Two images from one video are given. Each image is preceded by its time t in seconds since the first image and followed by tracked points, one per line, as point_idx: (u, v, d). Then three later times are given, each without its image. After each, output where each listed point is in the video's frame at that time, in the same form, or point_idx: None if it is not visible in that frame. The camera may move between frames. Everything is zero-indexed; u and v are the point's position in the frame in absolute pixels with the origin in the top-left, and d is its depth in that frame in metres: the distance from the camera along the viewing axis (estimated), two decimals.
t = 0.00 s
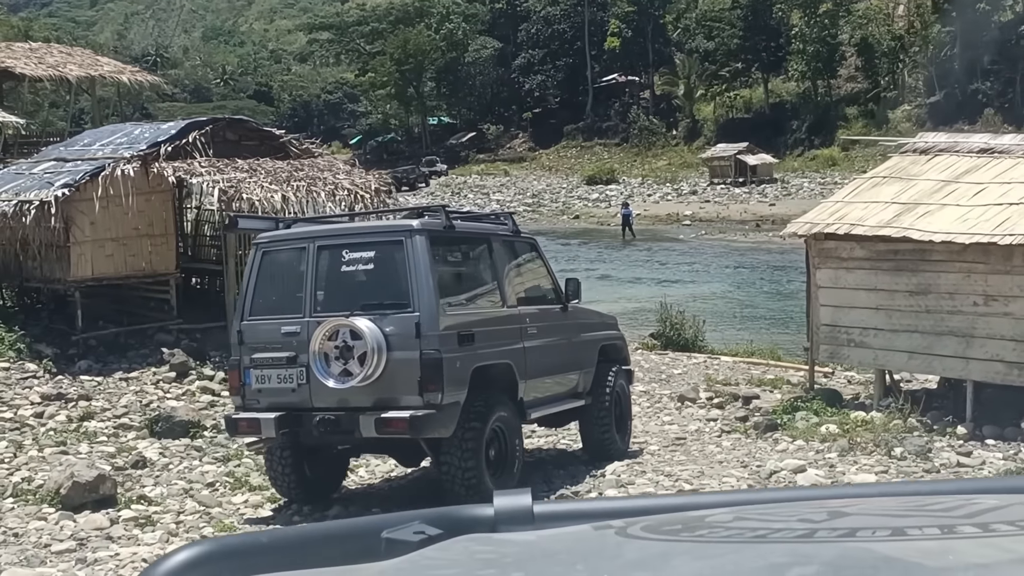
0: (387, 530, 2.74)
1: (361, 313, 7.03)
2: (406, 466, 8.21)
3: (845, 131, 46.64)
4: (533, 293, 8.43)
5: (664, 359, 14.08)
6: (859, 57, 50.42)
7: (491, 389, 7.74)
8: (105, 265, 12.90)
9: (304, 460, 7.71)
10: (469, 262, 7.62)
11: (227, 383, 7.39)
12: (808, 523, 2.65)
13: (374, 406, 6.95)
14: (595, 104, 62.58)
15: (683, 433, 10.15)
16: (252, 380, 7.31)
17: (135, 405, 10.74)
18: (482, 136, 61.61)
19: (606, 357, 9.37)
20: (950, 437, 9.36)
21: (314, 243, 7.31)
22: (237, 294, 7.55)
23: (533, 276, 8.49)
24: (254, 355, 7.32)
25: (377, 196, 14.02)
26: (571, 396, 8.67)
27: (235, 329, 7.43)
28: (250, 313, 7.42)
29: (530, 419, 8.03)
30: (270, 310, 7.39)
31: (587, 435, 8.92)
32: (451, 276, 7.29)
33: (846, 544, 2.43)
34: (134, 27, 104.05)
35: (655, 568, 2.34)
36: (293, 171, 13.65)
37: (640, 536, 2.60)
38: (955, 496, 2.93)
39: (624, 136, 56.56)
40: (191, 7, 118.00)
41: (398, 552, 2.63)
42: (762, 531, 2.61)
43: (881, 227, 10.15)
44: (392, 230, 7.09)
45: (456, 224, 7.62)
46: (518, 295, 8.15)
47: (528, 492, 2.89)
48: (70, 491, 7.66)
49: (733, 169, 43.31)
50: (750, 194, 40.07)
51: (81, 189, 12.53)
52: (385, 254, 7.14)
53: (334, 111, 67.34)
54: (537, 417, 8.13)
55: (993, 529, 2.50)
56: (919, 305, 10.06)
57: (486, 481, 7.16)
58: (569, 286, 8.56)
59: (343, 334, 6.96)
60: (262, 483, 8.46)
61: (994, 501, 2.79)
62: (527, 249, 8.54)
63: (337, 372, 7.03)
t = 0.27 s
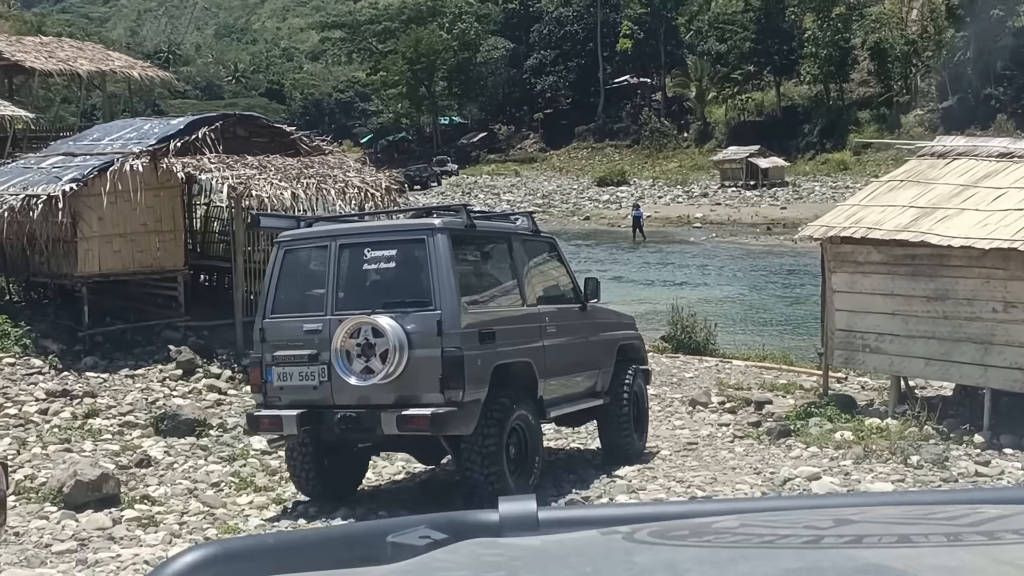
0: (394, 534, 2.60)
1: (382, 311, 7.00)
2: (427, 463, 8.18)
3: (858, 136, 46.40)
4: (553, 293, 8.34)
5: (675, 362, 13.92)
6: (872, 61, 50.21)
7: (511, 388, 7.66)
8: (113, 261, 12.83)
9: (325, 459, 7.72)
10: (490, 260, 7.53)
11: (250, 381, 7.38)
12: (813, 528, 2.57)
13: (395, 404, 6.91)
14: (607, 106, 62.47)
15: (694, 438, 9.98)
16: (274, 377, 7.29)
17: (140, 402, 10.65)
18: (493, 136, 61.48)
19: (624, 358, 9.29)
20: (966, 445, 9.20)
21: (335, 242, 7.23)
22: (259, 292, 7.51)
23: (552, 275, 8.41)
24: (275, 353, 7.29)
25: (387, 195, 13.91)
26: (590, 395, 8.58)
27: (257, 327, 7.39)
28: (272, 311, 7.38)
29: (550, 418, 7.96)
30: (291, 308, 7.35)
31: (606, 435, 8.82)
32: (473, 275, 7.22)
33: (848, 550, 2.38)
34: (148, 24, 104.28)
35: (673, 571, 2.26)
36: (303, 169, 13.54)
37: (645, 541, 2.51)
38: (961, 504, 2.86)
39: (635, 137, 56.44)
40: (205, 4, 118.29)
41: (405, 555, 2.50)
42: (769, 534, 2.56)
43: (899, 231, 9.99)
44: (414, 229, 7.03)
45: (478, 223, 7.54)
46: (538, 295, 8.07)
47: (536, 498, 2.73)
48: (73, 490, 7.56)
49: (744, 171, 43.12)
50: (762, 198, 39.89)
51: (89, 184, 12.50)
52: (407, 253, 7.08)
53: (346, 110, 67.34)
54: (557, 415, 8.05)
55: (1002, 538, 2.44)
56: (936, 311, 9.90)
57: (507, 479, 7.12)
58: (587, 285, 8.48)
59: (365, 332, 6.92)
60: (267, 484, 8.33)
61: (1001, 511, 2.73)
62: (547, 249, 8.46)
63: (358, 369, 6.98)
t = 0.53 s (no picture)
0: (414, 522, 2.53)
1: (414, 310, 6.96)
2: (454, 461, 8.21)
3: (869, 130, 46.05)
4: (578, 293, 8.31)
5: (690, 361, 13.77)
6: (883, 55, 49.88)
7: (538, 387, 7.65)
8: (122, 265, 12.77)
9: (354, 461, 7.77)
10: (519, 260, 7.49)
11: (279, 382, 7.29)
12: (845, 511, 2.52)
13: (429, 403, 6.87)
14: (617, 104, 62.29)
15: (711, 438, 9.83)
16: (304, 378, 7.21)
17: (152, 407, 10.56)
18: (502, 135, 61.25)
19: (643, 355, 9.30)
20: (989, 442, 9.01)
21: (365, 242, 7.19)
22: (287, 294, 7.43)
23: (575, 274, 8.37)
24: (306, 353, 7.22)
25: (398, 196, 13.83)
26: (613, 392, 8.58)
27: (287, 328, 7.31)
28: (301, 312, 7.30)
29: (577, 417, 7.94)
30: (321, 309, 7.29)
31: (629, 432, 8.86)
32: (503, 275, 7.19)
33: (881, 530, 2.33)
34: (157, 29, 104.39)
35: (707, 553, 2.20)
36: (313, 170, 13.45)
37: (672, 523, 2.45)
38: (995, 486, 2.76)
39: (645, 135, 56.24)
40: (212, 8, 118.38)
41: (425, 543, 2.42)
42: (804, 516, 2.50)
43: (917, 225, 9.82)
44: (446, 229, 7.00)
45: (507, 223, 7.50)
46: (564, 293, 8.03)
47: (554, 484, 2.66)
48: (84, 498, 7.46)
49: (756, 168, 42.85)
50: (774, 193, 39.62)
51: (98, 188, 12.40)
52: (438, 253, 7.04)
53: (355, 112, 67.36)
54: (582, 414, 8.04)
55: None
56: (957, 306, 9.73)
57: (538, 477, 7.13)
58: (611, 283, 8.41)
59: (398, 331, 6.88)
60: (280, 489, 8.22)
61: None
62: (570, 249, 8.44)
63: (391, 369, 6.93)
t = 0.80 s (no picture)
0: (431, 513, 2.52)
1: (450, 305, 7.01)
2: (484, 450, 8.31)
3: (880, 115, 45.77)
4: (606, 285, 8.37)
5: (706, 351, 13.68)
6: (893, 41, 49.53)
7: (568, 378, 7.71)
8: (135, 264, 12.77)
9: (389, 452, 7.89)
10: (552, 255, 7.53)
11: (316, 372, 7.34)
12: (875, 490, 2.48)
13: (463, 396, 6.93)
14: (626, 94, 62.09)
15: (729, 427, 9.76)
16: (341, 368, 7.26)
17: (167, 405, 10.55)
18: (512, 129, 61.11)
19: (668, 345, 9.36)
20: (1011, 427, 8.91)
21: (402, 235, 7.25)
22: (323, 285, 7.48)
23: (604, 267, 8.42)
24: (342, 343, 7.27)
25: (410, 190, 13.82)
26: (639, 382, 8.66)
27: (323, 319, 7.35)
28: (338, 304, 7.35)
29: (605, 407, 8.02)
30: (358, 300, 7.35)
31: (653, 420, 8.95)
32: (537, 271, 7.23)
33: (911, 509, 2.28)
34: (165, 29, 104.50)
35: (736, 534, 2.16)
36: (324, 165, 13.42)
37: (699, 507, 2.42)
38: None
39: (655, 125, 56.07)
40: (221, 6, 118.59)
41: (444, 533, 2.40)
42: (832, 497, 2.45)
43: (934, 209, 9.72)
44: (483, 224, 7.03)
45: (542, 218, 7.54)
46: (594, 286, 8.09)
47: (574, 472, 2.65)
48: (101, 497, 7.45)
49: (767, 156, 42.65)
50: (785, 181, 39.42)
51: (110, 187, 12.39)
52: (474, 248, 7.08)
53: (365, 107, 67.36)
54: (610, 406, 8.13)
55: None
56: (976, 290, 9.64)
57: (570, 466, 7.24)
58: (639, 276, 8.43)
59: (436, 326, 6.93)
60: (298, 485, 8.20)
61: None
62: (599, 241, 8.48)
63: (427, 363, 6.98)
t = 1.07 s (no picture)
0: (461, 490, 2.76)
1: (480, 297, 7.12)
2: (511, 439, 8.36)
3: (896, 105, 45.50)
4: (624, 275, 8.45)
5: (721, 342, 13.66)
6: (909, 29, 49.15)
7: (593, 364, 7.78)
8: (152, 257, 12.85)
9: (422, 444, 7.88)
10: (574, 246, 7.61)
11: (350, 367, 7.49)
12: (904, 466, 2.56)
13: (495, 384, 7.03)
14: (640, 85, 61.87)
15: (745, 417, 9.76)
16: (374, 363, 7.39)
17: (186, 398, 10.63)
18: (526, 121, 60.96)
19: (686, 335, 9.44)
20: None
21: (431, 232, 7.34)
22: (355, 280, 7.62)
23: (623, 258, 8.53)
24: (376, 338, 7.40)
25: (425, 183, 13.88)
26: (659, 369, 8.74)
27: (355, 315, 7.50)
28: (369, 300, 7.49)
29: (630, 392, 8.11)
30: (389, 295, 7.49)
31: (673, 407, 9.03)
32: (561, 262, 7.32)
33: (930, 485, 2.33)
34: (179, 23, 104.64)
35: (772, 501, 2.32)
36: (340, 158, 13.46)
37: (734, 481, 2.57)
38: None
39: (669, 116, 55.89)
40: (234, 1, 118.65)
41: (474, 508, 2.62)
42: (856, 472, 2.56)
43: (950, 199, 9.68)
44: (510, 219, 7.12)
45: (564, 210, 7.63)
46: (614, 277, 8.18)
47: (600, 452, 2.88)
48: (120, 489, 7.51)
49: (782, 146, 42.44)
50: (801, 172, 39.28)
51: (127, 181, 12.49)
52: (502, 243, 7.17)
53: (378, 101, 67.37)
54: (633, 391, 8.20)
55: None
56: (993, 279, 9.61)
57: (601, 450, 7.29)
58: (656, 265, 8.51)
59: (467, 317, 7.03)
60: (315, 475, 8.25)
61: None
62: (616, 233, 8.56)
63: (460, 353, 7.09)
